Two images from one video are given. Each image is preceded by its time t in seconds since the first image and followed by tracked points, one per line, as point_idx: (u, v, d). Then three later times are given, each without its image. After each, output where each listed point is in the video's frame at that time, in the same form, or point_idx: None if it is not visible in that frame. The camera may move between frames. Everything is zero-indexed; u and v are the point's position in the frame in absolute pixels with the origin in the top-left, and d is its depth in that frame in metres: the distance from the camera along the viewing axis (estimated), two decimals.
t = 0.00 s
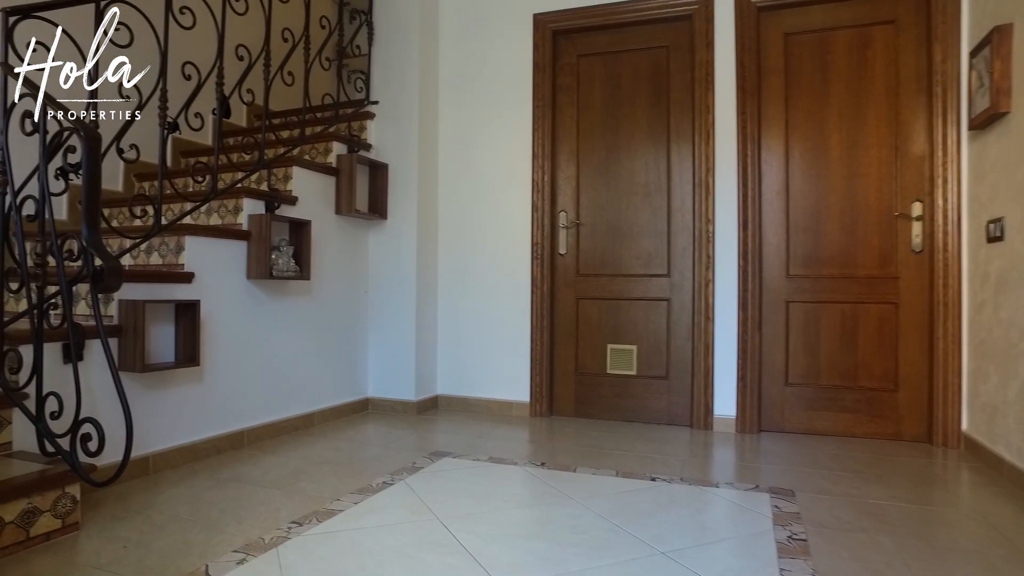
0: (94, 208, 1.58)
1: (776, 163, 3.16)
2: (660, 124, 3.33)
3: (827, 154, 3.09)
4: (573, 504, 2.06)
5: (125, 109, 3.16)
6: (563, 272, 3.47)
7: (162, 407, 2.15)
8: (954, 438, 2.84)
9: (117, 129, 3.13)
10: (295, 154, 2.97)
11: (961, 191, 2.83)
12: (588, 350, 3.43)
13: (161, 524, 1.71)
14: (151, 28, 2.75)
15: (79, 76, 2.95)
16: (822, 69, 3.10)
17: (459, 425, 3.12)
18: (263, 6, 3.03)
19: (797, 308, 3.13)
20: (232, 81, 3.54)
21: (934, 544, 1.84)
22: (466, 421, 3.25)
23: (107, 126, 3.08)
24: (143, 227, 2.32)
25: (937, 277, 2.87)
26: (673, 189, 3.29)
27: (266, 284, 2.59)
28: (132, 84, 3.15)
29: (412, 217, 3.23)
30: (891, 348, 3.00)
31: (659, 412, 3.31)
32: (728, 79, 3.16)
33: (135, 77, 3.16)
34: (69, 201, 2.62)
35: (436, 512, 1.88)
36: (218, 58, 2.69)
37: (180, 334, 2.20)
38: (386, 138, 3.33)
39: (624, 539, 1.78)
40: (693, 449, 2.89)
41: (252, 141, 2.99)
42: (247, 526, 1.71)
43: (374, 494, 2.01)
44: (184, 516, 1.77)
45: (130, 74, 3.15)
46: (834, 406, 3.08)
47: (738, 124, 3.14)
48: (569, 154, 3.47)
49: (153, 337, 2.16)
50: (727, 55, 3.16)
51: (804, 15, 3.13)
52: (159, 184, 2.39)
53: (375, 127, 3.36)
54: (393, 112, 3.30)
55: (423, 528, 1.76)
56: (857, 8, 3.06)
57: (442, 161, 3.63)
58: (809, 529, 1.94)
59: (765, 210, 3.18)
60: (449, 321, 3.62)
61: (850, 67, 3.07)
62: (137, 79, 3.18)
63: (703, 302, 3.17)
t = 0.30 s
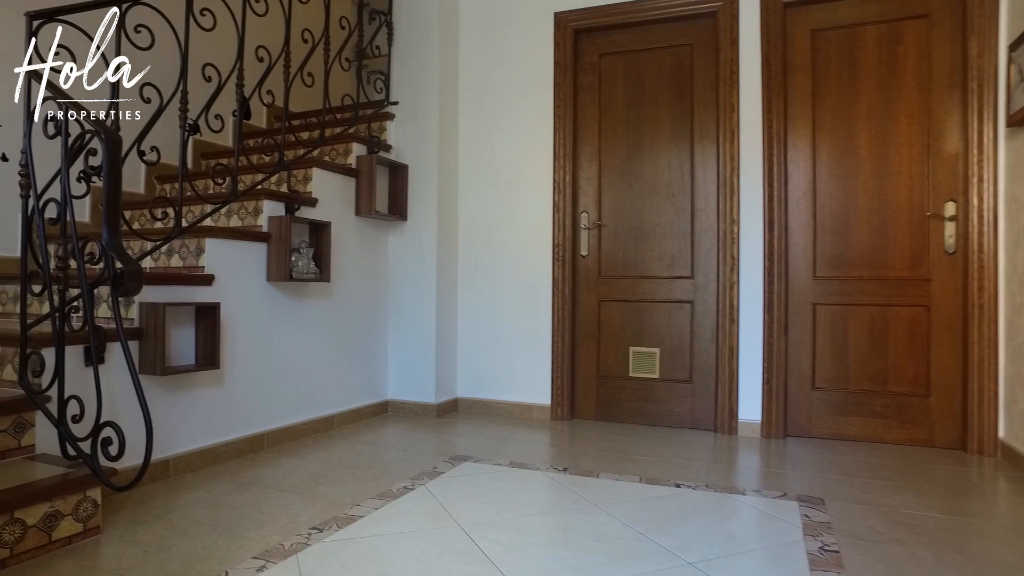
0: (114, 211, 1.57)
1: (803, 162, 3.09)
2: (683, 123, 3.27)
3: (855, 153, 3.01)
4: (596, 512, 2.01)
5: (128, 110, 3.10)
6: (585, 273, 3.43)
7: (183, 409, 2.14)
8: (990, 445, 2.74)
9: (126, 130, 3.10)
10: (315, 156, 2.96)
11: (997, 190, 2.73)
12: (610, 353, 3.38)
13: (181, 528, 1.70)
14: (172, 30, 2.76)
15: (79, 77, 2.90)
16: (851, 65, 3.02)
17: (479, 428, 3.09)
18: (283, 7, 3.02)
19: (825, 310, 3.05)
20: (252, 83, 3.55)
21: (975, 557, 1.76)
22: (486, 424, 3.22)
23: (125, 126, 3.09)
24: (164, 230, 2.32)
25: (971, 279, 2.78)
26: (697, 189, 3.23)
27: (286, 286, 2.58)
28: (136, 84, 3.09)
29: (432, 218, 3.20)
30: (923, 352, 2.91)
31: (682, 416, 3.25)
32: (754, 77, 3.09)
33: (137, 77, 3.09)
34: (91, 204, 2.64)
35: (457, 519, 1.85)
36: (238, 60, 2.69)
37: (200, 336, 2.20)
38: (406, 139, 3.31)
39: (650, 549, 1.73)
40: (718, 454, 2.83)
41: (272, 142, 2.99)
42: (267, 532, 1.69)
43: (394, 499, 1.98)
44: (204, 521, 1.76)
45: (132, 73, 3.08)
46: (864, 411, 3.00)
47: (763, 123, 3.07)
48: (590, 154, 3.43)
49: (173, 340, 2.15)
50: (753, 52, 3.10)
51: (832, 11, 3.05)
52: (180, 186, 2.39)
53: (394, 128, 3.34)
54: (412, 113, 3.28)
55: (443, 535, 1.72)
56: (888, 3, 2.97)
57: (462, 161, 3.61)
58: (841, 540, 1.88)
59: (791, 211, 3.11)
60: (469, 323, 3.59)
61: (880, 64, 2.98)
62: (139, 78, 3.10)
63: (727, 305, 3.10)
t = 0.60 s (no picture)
0: (135, 214, 1.57)
1: (830, 162, 3.02)
2: (706, 123, 3.21)
3: (885, 153, 2.93)
4: (619, 519, 1.98)
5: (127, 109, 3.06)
6: (606, 275, 3.38)
7: (204, 412, 2.14)
8: None
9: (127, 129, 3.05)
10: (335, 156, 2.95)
11: None
12: (632, 356, 3.34)
13: (202, 533, 1.69)
14: (193, 33, 2.76)
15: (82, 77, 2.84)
16: (880, 62, 2.94)
17: (499, 431, 3.07)
18: (304, 8, 3.02)
19: (852, 313, 2.97)
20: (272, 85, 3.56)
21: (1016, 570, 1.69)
22: (506, 427, 3.19)
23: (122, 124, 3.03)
24: (184, 232, 2.32)
25: (1006, 282, 2.69)
26: (721, 189, 3.17)
27: (306, 288, 2.57)
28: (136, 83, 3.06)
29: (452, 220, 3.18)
30: (956, 356, 2.82)
31: (705, 420, 3.20)
32: (779, 75, 3.03)
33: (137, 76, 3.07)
34: (114, 206, 2.66)
35: (479, 525, 1.82)
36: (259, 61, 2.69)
37: (221, 339, 2.19)
38: (425, 140, 3.30)
39: (676, 558, 1.69)
40: (742, 460, 2.77)
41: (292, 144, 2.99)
42: (287, 537, 1.68)
43: (415, 505, 1.96)
44: (224, 525, 1.75)
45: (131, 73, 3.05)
46: (893, 417, 2.92)
47: (789, 122, 3.00)
48: (612, 154, 3.39)
49: (194, 343, 2.15)
50: (778, 49, 3.03)
51: (860, 6, 2.98)
52: (200, 188, 2.39)
53: (414, 129, 3.33)
54: (432, 114, 3.26)
55: (465, 542, 1.70)
56: None
57: (481, 162, 3.58)
58: (875, 550, 1.82)
59: (817, 211, 3.04)
60: (489, 326, 3.57)
61: (910, 60, 2.90)
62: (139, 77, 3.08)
63: (751, 307, 3.04)
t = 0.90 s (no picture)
0: (158, 217, 1.57)
1: (857, 161, 2.95)
2: (730, 122, 3.16)
3: (915, 152, 2.86)
4: (643, 526, 1.94)
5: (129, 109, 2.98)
6: (628, 276, 3.34)
7: (226, 415, 2.14)
8: None
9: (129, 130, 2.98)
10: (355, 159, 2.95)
11: None
12: (654, 359, 3.30)
13: (225, 536, 1.69)
14: (215, 36, 2.77)
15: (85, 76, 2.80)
16: (910, 59, 2.86)
17: (519, 434, 3.05)
18: (325, 11, 3.03)
19: (880, 316, 2.90)
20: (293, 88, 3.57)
21: None
22: (527, 430, 3.17)
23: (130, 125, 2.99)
24: (207, 234, 2.33)
25: None
26: (744, 190, 3.12)
27: (327, 291, 2.57)
28: (137, 84, 3.00)
29: (472, 222, 3.17)
30: (990, 361, 2.73)
31: (729, 424, 3.15)
32: (805, 74, 2.97)
33: (137, 76, 3.00)
34: (138, 209, 2.68)
35: (501, 532, 1.80)
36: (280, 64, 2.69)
37: (243, 341, 2.19)
38: (445, 141, 3.28)
39: (702, 568, 1.65)
40: (767, 465, 2.72)
41: (313, 146, 2.99)
42: (309, 542, 1.67)
43: (436, 510, 1.94)
44: (247, 528, 1.74)
45: (132, 72, 2.98)
46: (924, 423, 2.84)
47: (815, 121, 2.94)
48: (633, 155, 3.35)
49: (216, 346, 2.16)
50: (804, 48, 2.98)
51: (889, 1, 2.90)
52: (223, 191, 2.39)
53: (434, 130, 3.32)
54: (452, 115, 3.25)
55: (487, 549, 1.68)
56: None
57: (501, 163, 3.56)
58: (908, 562, 1.76)
59: (844, 212, 2.97)
60: (509, 328, 3.55)
61: (942, 56, 2.82)
62: (139, 77, 3.01)
63: (776, 310, 2.99)
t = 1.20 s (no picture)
0: (181, 222, 1.57)
1: (886, 161, 2.88)
2: (754, 122, 3.11)
3: (947, 151, 2.78)
4: (668, 534, 1.91)
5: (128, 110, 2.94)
6: (650, 278, 3.31)
7: (248, 419, 2.15)
8: None
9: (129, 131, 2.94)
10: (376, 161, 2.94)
11: None
12: (677, 362, 3.25)
13: (247, 541, 1.68)
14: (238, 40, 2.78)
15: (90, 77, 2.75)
16: (941, 56, 2.79)
17: (540, 437, 3.02)
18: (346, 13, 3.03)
19: (910, 320, 2.83)
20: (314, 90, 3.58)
21: None
22: (548, 433, 3.14)
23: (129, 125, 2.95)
24: (229, 238, 2.33)
25: None
26: (769, 191, 3.07)
27: (348, 294, 2.56)
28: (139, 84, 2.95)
29: (493, 224, 3.15)
30: None
31: (753, 429, 3.09)
32: (832, 72, 2.91)
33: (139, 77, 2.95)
34: (161, 212, 2.70)
35: (524, 539, 1.78)
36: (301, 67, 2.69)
37: (264, 345, 2.19)
38: (465, 143, 3.27)
39: None
40: (793, 471, 2.67)
41: (334, 148, 2.99)
42: (331, 548, 1.66)
43: (458, 516, 1.93)
44: (269, 533, 1.74)
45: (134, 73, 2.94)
46: (955, 429, 2.77)
47: (842, 121, 2.88)
48: (655, 156, 3.30)
49: (238, 349, 2.16)
50: (831, 45, 2.91)
51: None
52: (245, 194, 2.40)
53: (454, 132, 3.30)
54: (472, 117, 3.23)
55: (510, 556, 1.65)
56: None
57: (521, 165, 3.54)
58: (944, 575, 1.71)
59: (873, 213, 2.90)
60: (529, 330, 3.52)
61: (976, 53, 2.74)
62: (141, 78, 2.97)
63: (802, 313, 2.93)
